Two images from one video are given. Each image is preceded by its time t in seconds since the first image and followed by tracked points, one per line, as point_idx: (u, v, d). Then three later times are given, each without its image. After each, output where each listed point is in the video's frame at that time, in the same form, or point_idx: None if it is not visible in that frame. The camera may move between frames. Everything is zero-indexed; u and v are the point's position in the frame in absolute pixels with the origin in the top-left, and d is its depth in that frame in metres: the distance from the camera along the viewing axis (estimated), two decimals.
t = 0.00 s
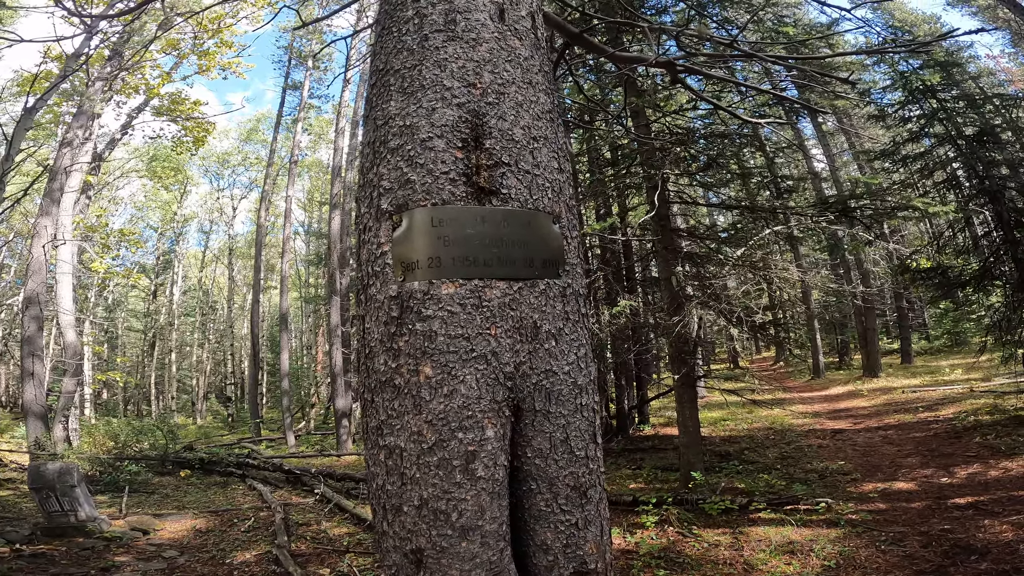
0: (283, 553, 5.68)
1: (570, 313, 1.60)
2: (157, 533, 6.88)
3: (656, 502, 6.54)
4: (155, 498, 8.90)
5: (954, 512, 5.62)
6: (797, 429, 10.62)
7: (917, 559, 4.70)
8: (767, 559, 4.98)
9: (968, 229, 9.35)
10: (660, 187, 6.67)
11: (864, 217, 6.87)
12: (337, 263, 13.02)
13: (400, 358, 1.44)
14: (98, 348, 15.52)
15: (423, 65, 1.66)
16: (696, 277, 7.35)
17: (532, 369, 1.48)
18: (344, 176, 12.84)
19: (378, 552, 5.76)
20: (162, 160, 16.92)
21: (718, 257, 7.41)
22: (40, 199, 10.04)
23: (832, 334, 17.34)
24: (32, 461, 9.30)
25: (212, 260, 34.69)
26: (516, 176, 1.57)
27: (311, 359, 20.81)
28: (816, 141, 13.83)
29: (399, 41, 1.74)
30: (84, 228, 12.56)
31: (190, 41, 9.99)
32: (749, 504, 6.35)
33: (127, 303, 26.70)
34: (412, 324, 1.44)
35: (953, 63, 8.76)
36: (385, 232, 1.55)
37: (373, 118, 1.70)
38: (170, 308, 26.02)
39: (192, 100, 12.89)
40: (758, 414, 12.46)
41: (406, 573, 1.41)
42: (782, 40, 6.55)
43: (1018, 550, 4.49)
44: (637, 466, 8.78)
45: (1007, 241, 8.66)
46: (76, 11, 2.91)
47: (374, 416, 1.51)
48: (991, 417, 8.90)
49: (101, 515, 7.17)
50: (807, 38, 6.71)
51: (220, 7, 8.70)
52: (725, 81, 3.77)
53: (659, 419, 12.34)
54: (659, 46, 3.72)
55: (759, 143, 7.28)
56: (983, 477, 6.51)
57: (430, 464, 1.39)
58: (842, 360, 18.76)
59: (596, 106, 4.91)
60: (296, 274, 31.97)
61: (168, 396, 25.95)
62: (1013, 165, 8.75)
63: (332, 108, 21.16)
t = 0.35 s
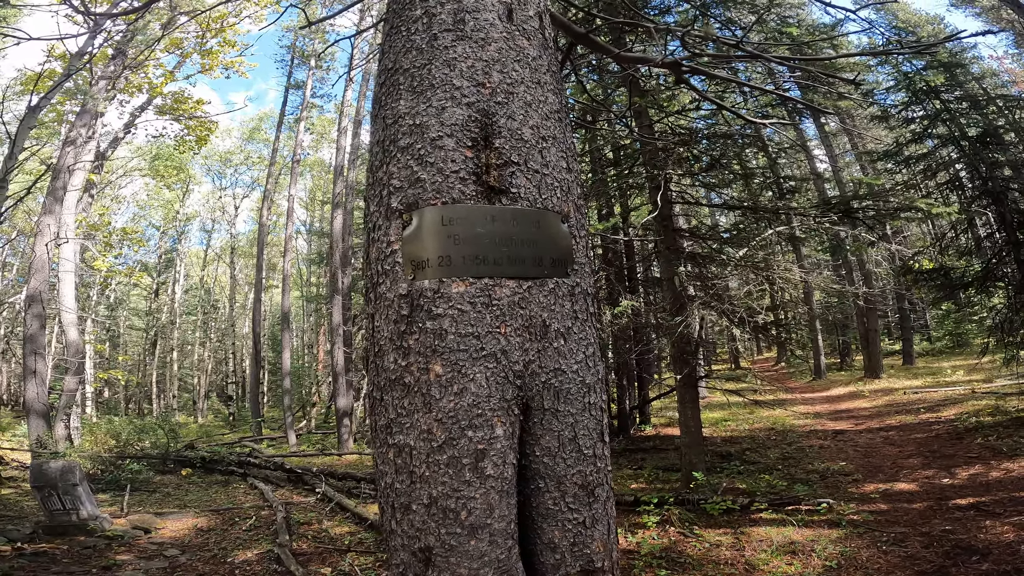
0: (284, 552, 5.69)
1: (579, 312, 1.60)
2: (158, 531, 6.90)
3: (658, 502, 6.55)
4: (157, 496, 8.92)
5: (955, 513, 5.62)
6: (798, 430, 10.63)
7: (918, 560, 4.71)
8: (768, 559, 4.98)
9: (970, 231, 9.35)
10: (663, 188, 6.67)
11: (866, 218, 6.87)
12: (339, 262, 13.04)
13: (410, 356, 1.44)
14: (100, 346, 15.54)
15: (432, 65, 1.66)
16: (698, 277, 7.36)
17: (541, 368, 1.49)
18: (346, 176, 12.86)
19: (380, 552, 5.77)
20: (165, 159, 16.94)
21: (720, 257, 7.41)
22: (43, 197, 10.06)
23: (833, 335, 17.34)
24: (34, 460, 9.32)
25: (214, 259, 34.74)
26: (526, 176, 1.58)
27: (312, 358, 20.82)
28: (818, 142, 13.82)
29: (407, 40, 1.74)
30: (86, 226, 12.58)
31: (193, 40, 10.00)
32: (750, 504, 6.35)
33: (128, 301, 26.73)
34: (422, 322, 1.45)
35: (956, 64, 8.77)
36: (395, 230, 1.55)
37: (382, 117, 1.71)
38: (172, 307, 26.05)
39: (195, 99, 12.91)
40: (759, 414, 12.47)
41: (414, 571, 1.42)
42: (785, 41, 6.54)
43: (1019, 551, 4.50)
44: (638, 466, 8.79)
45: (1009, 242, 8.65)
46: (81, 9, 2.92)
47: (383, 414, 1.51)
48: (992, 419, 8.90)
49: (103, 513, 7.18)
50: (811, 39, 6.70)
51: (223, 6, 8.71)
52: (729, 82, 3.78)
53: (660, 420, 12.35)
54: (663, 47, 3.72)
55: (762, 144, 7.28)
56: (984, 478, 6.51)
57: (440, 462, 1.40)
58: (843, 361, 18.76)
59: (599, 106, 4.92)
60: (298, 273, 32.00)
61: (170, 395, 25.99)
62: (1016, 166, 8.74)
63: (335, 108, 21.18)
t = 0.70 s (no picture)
0: (286, 551, 5.69)
1: (587, 310, 1.60)
2: (161, 529, 6.91)
3: (660, 502, 6.53)
4: (159, 494, 8.93)
5: (958, 514, 5.60)
6: (801, 430, 10.61)
7: (921, 561, 4.69)
8: (770, 559, 4.97)
9: (975, 231, 9.31)
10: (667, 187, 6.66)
11: (870, 219, 6.84)
12: (342, 261, 13.06)
13: (419, 353, 1.44)
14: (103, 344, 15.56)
15: (441, 63, 1.66)
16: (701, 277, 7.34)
17: (550, 365, 1.49)
18: (349, 174, 12.87)
19: (382, 551, 5.77)
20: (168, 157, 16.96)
21: (723, 257, 7.40)
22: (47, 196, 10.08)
23: (836, 336, 17.32)
24: (36, 457, 9.34)
25: (217, 258, 34.81)
26: (535, 174, 1.58)
27: (315, 356, 20.83)
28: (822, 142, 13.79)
29: (416, 38, 1.74)
30: (90, 224, 12.63)
31: (197, 39, 10.01)
32: (752, 504, 6.34)
33: (131, 300, 26.80)
34: (432, 319, 1.45)
35: (962, 64, 8.75)
36: (404, 227, 1.55)
37: (391, 115, 1.71)
38: (175, 305, 26.09)
39: (199, 97, 12.92)
40: (762, 415, 12.45)
41: (421, 569, 1.42)
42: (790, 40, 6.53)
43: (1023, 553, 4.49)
44: (640, 466, 8.78)
45: (1014, 243, 8.62)
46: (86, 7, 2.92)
47: (392, 412, 1.51)
48: (995, 420, 8.87)
49: (105, 511, 7.19)
50: (815, 39, 6.68)
51: (227, 5, 8.72)
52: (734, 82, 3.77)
53: (662, 419, 12.34)
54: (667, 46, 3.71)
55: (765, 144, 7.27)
56: (987, 479, 6.48)
57: (449, 460, 1.40)
58: (846, 362, 18.71)
59: (603, 106, 4.90)
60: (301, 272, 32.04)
61: (172, 393, 26.04)
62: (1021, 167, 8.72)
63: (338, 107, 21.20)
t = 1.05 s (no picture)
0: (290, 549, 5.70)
1: (604, 306, 1.60)
2: (164, 528, 6.92)
3: (664, 502, 6.51)
4: (162, 493, 8.94)
5: (963, 514, 5.58)
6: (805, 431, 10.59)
7: (927, 561, 4.67)
8: (775, 559, 4.96)
9: (980, 232, 9.28)
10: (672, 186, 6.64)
11: (876, 219, 6.81)
12: (346, 260, 13.07)
13: (437, 349, 1.44)
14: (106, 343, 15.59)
15: (458, 58, 1.66)
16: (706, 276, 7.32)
17: (568, 361, 1.48)
18: (353, 174, 12.88)
19: (386, 549, 5.76)
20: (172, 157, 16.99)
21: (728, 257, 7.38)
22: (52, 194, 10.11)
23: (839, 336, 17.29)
24: (40, 455, 9.36)
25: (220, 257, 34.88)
26: (553, 169, 1.57)
27: (317, 355, 20.85)
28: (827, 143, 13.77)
29: (431, 34, 1.73)
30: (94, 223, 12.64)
31: (202, 38, 10.03)
32: (757, 504, 6.33)
33: (135, 298, 26.86)
34: (450, 313, 1.44)
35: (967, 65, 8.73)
36: (422, 222, 1.55)
37: (407, 110, 1.70)
38: (178, 304, 26.15)
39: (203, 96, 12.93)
40: (765, 415, 12.43)
41: (437, 567, 1.41)
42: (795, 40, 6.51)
43: None
44: (643, 466, 8.77)
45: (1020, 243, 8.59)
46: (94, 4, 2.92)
47: (408, 408, 1.51)
48: (1000, 420, 8.85)
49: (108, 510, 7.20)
50: (821, 38, 6.65)
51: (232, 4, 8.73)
52: (741, 81, 3.76)
53: (665, 419, 12.33)
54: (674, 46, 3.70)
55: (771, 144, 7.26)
56: (992, 480, 6.46)
57: (467, 456, 1.39)
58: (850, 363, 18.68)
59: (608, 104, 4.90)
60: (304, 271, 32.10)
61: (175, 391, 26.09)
62: None
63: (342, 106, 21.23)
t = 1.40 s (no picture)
0: (293, 549, 5.69)
1: (621, 301, 1.59)
2: (167, 527, 6.92)
3: (668, 502, 6.51)
4: (165, 492, 8.95)
5: (968, 514, 5.57)
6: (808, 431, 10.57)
7: (932, 561, 4.67)
8: (780, 559, 4.94)
9: (984, 232, 9.26)
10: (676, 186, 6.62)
11: (881, 219, 6.78)
12: (349, 260, 13.08)
13: (456, 343, 1.43)
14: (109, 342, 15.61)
15: (475, 54, 1.65)
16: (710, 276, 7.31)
17: (586, 357, 1.48)
18: (356, 173, 12.89)
19: (390, 549, 5.75)
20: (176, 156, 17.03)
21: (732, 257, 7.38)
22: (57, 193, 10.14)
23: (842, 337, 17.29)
24: (44, 454, 9.37)
25: (223, 257, 34.95)
26: (570, 165, 1.57)
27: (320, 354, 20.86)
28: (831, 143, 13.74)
29: (447, 30, 1.73)
30: (98, 222, 12.66)
31: (206, 38, 10.05)
32: (761, 504, 6.32)
33: (138, 297, 26.92)
34: (469, 308, 1.44)
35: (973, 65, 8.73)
36: (439, 217, 1.54)
37: (423, 106, 1.70)
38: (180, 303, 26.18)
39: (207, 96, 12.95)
40: (769, 416, 12.42)
41: (453, 564, 1.41)
42: (800, 40, 6.50)
43: None
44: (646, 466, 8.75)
45: None
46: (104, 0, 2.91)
47: (425, 404, 1.50)
48: (1005, 421, 8.83)
49: (111, 508, 7.21)
50: (827, 39, 6.64)
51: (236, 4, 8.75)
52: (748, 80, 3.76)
53: (668, 420, 12.31)
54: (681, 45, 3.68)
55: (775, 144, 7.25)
56: (997, 480, 6.45)
57: (485, 452, 1.39)
58: (853, 364, 18.65)
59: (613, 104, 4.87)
60: (307, 271, 32.13)
61: (177, 390, 26.12)
62: None
63: (345, 106, 21.26)
